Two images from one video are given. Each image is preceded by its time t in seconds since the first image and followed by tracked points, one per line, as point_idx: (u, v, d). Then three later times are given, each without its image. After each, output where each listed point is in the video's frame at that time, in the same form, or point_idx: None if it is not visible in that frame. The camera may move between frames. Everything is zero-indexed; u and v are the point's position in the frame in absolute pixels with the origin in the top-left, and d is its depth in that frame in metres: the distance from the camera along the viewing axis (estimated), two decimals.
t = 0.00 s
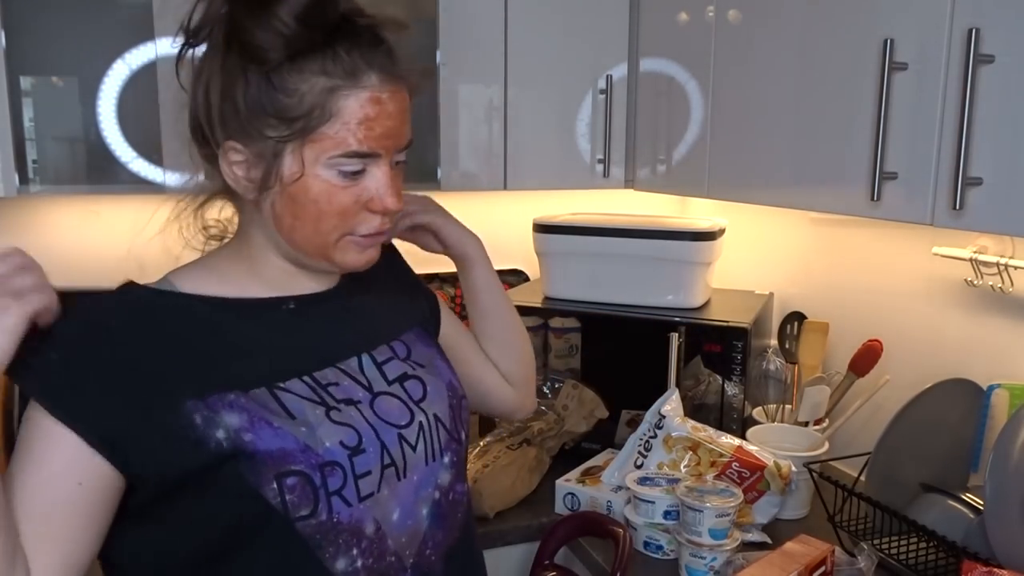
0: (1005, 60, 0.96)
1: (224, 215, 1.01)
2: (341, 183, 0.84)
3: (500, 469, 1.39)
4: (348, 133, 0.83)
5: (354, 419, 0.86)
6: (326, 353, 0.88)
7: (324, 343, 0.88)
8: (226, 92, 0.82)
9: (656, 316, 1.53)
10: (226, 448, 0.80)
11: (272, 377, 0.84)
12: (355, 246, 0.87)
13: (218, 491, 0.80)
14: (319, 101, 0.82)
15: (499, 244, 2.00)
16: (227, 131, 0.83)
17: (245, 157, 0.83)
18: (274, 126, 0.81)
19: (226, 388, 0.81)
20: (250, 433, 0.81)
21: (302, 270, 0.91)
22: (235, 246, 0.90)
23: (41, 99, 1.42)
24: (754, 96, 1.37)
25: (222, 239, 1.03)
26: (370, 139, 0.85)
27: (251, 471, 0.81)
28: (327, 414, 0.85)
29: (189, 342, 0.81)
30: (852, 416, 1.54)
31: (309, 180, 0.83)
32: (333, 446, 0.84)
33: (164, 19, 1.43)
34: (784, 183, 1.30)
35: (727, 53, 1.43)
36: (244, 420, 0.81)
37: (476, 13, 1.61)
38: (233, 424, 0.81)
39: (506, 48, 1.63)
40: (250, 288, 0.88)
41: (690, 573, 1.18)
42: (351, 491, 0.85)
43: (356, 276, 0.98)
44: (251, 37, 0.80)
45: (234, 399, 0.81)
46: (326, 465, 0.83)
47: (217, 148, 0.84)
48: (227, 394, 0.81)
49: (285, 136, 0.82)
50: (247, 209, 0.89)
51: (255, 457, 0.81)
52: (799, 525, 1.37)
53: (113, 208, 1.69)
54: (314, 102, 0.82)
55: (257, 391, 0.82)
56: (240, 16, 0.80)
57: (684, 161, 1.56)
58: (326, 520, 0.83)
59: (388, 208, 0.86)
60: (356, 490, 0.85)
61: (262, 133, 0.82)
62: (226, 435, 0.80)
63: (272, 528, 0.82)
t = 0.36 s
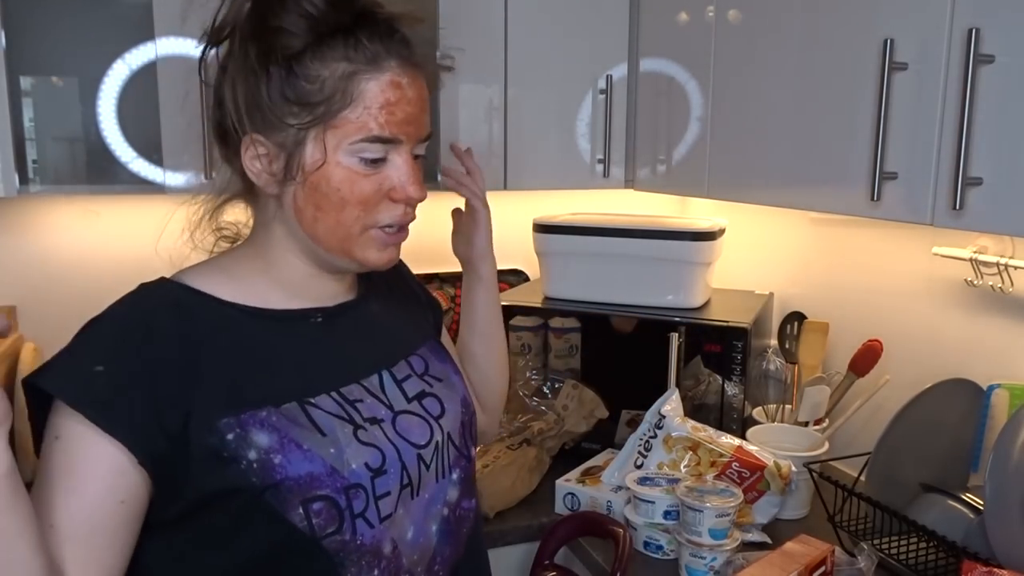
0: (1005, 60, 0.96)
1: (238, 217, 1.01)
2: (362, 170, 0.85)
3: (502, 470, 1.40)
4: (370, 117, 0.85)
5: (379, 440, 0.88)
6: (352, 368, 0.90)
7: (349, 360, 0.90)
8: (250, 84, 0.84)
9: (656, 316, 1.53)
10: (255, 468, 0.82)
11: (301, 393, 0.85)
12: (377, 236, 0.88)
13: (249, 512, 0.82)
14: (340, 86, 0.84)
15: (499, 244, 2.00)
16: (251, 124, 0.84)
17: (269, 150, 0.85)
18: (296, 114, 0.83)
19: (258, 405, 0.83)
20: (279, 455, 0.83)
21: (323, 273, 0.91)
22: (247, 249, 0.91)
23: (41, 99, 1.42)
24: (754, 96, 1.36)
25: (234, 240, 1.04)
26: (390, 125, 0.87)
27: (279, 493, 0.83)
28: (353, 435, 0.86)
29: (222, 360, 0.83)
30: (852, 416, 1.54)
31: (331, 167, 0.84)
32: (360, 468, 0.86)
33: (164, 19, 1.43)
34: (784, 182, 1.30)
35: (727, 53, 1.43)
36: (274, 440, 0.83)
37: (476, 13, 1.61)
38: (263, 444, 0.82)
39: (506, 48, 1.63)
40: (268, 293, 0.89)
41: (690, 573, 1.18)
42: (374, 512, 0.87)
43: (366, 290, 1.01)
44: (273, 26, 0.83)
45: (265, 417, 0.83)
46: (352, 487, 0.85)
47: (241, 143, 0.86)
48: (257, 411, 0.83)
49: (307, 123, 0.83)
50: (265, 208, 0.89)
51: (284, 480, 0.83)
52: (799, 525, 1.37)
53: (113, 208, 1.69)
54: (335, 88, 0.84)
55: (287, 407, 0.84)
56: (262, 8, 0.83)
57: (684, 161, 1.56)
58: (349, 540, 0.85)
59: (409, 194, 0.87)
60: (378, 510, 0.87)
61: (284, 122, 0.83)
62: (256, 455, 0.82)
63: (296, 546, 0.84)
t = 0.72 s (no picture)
0: (1006, 60, 0.96)
1: (243, 214, 0.99)
2: (363, 187, 0.85)
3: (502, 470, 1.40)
4: (374, 138, 0.85)
5: (383, 434, 0.88)
6: (355, 366, 0.90)
7: (352, 355, 0.90)
8: (260, 88, 0.83)
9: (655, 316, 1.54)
10: (260, 462, 0.82)
11: (303, 388, 0.85)
12: (373, 250, 0.88)
13: (254, 505, 0.82)
14: (351, 105, 0.84)
15: (499, 243, 2.00)
16: (257, 127, 0.84)
17: (273, 155, 0.85)
18: (302, 125, 0.83)
19: (262, 399, 0.83)
20: (284, 448, 0.83)
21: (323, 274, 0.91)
22: (251, 249, 0.90)
23: (41, 99, 1.42)
24: (754, 96, 1.37)
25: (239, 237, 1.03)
26: (395, 148, 0.86)
27: (283, 486, 0.83)
28: (356, 429, 0.87)
29: (228, 354, 0.83)
30: (852, 416, 1.54)
31: (332, 181, 0.85)
32: (362, 461, 0.86)
33: (164, 19, 1.43)
34: (784, 183, 1.30)
35: (727, 53, 1.43)
36: (279, 434, 0.83)
37: (476, 13, 1.61)
38: (268, 437, 0.83)
39: (506, 49, 1.64)
40: (271, 293, 0.89)
41: (690, 573, 1.18)
42: (377, 506, 0.87)
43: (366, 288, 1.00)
44: (295, 39, 0.82)
45: (270, 411, 0.83)
46: (355, 480, 0.85)
47: (247, 142, 0.86)
48: (261, 404, 0.83)
49: (312, 136, 0.83)
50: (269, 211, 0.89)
51: (288, 473, 0.83)
52: (799, 525, 1.37)
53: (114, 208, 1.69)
54: (345, 105, 0.84)
55: (290, 401, 0.84)
56: (282, 21, 0.82)
57: (684, 161, 1.56)
58: (353, 533, 0.85)
59: (408, 215, 0.87)
60: (381, 504, 0.87)
61: (290, 131, 0.83)
62: (261, 449, 0.82)
63: (301, 539, 0.84)
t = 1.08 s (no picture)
0: (1006, 60, 0.96)
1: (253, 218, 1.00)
2: (317, 159, 0.85)
3: (499, 471, 1.38)
4: (323, 107, 0.86)
5: (376, 448, 0.87)
6: (352, 376, 0.89)
7: (351, 365, 0.89)
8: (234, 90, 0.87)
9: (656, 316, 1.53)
10: (250, 469, 0.82)
11: (299, 397, 0.85)
12: (340, 231, 0.86)
13: (241, 509, 0.83)
14: (302, 81, 0.85)
15: (499, 243, 2.00)
16: (238, 127, 0.88)
17: (250, 149, 0.88)
18: (265, 111, 0.85)
19: (256, 405, 0.83)
20: (274, 458, 0.83)
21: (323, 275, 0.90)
22: (256, 250, 0.91)
23: (41, 99, 1.42)
24: (754, 96, 1.37)
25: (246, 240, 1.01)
26: (348, 118, 0.86)
27: (272, 495, 0.83)
28: (349, 441, 0.86)
29: (225, 359, 0.82)
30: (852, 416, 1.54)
31: (288, 159, 0.85)
32: (353, 475, 0.85)
33: (164, 19, 1.43)
34: (784, 182, 1.30)
35: (727, 53, 1.43)
36: (271, 443, 0.83)
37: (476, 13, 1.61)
38: (259, 446, 0.82)
39: (506, 49, 1.63)
40: (273, 296, 0.88)
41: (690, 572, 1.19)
42: (364, 520, 0.86)
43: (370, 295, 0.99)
44: (251, 33, 0.85)
45: (263, 419, 0.83)
46: (344, 494, 0.85)
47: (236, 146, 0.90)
48: (255, 412, 0.83)
49: (274, 120, 0.85)
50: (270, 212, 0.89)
51: (277, 483, 0.83)
52: (799, 525, 1.37)
53: (116, 207, 1.69)
54: (299, 83, 0.85)
55: (285, 409, 0.84)
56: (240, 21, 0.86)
57: (684, 161, 1.56)
58: (338, 546, 0.85)
59: (365, 185, 0.86)
60: (369, 518, 0.87)
61: (257, 121, 0.86)
62: (252, 457, 0.82)
63: (285, 548, 0.84)
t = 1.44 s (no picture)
0: (1005, 60, 0.96)
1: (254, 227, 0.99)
2: (279, 162, 0.86)
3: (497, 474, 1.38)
4: (265, 106, 0.86)
5: (387, 460, 0.87)
6: (366, 385, 0.89)
7: (364, 373, 0.89)
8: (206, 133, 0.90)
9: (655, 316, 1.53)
10: (264, 478, 0.82)
11: (313, 407, 0.85)
12: (325, 225, 0.86)
13: (252, 518, 0.83)
14: (243, 94, 0.86)
15: (499, 243, 2.00)
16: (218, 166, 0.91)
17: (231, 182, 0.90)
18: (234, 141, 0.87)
19: (272, 414, 0.83)
20: (287, 468, 0.83)
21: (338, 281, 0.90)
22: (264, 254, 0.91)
23: (41, 99, 1.42)
24: (754, 96, 1.37)
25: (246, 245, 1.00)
26: (290, 109, 0.86)
27: (282, 504, 0.83)
28: (361, 454, 0.86)
29: (241, 367, 0.82)
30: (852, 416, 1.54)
31: (257, 172, 0.86)
32: (364, 488, 0.85)
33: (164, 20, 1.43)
34: (784, 182, 1.30)
35: (727, 53, 1.43)
36: (285, 453, 0.83)
37: (476, 13, 1.61)
38: (273, 456, 0.82)
39: (507, 49, 1.63)
40: (288, 304, 0.89)
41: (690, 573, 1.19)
42: (372, 531, 0.86)
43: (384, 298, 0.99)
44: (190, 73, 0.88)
45: (277, 429, 0.83)
46: (353, 505, 0.85)
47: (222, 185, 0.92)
48: (270, 421, 0.83)
49: (240, 146, 0.87)
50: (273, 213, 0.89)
51: (288, 493, 0.83)
52: (799, 525, 1.37)
53: (116, 208, 1.69)
54: (245, 99, 0.86)
55: (300, 419, 0.84)
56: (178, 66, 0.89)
57: (684, 161, 1.56)
58: (345, 556, 0.85)
59: (323, 173, 0.86)
60: (377, 529, 0.87)
61: (230, 152, 0.88)
62: (266, 466, 0.82)
63: (293, 556, 0.84)
